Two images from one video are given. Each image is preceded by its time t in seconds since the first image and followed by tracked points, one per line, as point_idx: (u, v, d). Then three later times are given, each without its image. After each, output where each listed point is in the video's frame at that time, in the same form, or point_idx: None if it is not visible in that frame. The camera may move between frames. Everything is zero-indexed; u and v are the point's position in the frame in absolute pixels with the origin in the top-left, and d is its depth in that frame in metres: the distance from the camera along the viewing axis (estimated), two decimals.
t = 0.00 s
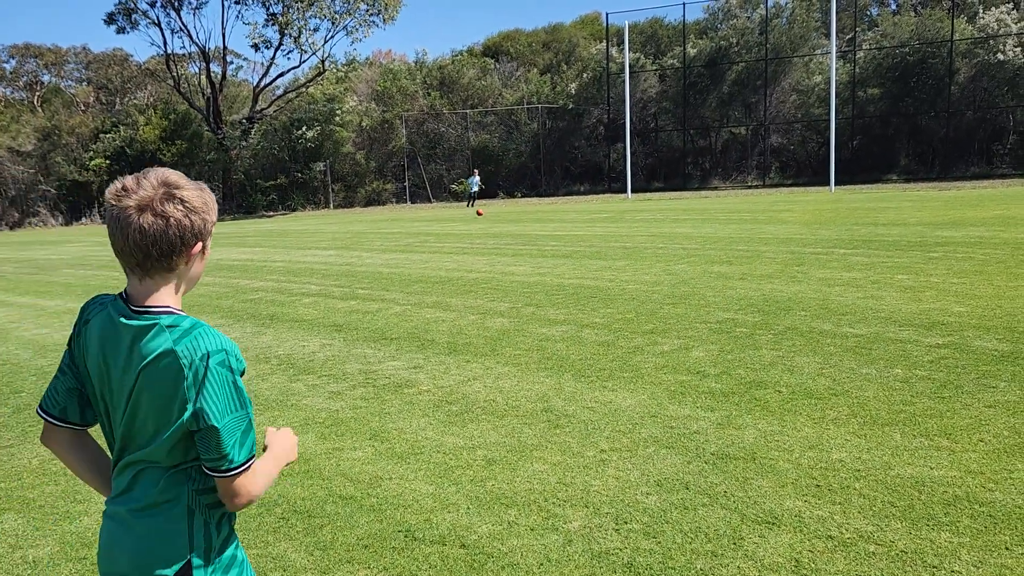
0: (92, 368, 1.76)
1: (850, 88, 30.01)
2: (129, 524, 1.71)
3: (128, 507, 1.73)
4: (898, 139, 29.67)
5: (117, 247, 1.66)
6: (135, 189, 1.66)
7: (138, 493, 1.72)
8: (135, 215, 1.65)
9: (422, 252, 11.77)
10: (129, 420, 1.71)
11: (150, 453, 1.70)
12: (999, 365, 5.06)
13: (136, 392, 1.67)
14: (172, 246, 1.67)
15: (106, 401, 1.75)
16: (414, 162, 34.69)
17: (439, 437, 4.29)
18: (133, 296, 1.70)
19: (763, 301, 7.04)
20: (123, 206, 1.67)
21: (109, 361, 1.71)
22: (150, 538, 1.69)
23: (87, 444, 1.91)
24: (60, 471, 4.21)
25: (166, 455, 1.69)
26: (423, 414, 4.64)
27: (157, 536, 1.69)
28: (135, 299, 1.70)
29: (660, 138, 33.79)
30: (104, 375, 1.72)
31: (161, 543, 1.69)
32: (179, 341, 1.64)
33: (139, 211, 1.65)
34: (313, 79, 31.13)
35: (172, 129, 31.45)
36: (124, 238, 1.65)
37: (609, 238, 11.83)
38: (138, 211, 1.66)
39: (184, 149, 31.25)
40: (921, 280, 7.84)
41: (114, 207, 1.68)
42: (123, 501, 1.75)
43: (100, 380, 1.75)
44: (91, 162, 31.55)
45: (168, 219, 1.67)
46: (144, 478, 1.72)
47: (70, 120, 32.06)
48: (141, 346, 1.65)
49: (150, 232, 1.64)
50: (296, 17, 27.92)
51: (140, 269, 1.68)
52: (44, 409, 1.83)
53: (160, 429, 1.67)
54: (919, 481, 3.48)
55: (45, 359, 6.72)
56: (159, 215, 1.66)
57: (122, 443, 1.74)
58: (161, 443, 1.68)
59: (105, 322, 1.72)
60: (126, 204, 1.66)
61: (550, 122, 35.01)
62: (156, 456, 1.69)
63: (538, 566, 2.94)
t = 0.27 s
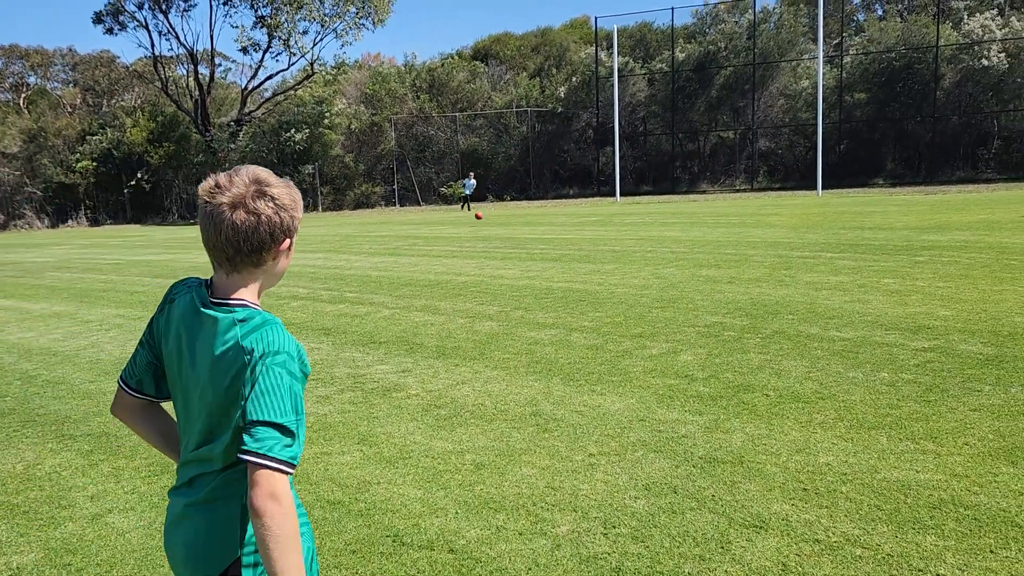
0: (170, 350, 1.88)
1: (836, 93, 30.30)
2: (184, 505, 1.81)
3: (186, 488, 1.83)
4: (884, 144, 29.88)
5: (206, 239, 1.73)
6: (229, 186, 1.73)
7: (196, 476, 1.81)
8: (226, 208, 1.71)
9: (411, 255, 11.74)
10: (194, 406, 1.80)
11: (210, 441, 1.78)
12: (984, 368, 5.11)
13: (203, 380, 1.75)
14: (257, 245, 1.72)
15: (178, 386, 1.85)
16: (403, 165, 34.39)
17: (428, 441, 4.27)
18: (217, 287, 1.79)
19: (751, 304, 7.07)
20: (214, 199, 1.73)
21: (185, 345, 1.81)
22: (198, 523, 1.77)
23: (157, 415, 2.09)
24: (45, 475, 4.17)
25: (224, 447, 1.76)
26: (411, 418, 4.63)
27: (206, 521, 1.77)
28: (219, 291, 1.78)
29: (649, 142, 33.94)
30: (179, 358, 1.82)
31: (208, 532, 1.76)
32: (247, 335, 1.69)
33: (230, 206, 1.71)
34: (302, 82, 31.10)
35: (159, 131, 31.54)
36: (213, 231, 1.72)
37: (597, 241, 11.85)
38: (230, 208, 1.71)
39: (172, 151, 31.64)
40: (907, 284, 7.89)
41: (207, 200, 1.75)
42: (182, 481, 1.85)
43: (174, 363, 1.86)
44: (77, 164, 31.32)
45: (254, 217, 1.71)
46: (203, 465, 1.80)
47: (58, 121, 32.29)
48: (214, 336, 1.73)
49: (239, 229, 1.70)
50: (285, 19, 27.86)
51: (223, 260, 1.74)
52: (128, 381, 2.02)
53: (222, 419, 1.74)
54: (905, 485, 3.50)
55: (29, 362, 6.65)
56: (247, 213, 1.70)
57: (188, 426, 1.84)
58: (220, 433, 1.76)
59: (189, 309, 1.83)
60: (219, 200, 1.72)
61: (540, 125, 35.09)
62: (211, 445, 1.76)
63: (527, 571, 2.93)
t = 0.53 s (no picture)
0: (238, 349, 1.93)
1: (815, 99, 30.68)
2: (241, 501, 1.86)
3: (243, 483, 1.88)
4: (862, 150, 30.24)
5: (285, 246, 1.81)
6: (310, 195, 1.79)
7: (253, 474, 1.86)
8: (306, 220, 1.78)
9: (393, 259, 11.69)
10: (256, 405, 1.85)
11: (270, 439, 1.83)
12: (959, 372, 5.17)
13: (266, 381, 1.80)
14: (332, 256, 1.78)
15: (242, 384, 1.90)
16: (385, 169, 34.88)
17: (408, 446, 4.25)
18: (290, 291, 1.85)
19: (731, 308, 7.11)
20: (294, 209, 1.79)
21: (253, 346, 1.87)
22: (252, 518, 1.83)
23: (222, 411, 2.12)
24: (20, 482, 4.10)
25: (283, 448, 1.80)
26: (392, 423, 4.60)
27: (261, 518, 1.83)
28: (291, 295, 1.84)
29: (630, 146, 34.06)
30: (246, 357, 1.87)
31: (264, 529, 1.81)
32: (308, 337, 1.74)
33: (311, 218, 1.77)
34: (283, 86, 30.98)
35: (139, 134, 31.15)
36: (292, 240, 1.78)
37: (580, 245, 11.87)
38: (311, 220, 1.77)
39: (151, 155, 31.05)
40: (884, 288, 7.98)
41: (289, 211, 1.82)
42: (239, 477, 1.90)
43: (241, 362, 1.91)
44: (54, 167, 30.83)
45: (332, 229, 1.77)
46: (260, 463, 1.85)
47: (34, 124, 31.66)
48: (280, 337, 1.78)
49: (319, 240, 1.76)
50: (267, 23, 27.68)
51: (300, 268, 1.81)
52: (198, 374, 2.06)
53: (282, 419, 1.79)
54: (883, 488, 3.53)
55: (3, 368, 6.54)
56: (325, 224, 1.76)
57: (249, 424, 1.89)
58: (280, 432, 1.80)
59: (263, 310, 1.89)
60: (301, 211, 1.78)
61: (522, 130, 35.15)
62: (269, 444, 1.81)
63: None
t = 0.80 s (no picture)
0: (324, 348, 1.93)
1: (788, 104, 31.12)
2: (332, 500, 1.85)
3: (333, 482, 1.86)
4: (834, 154, 30.69)
5: (366, 243, 1.82)
6: (388, 191, 1.80)
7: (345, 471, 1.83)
8: (386, 215, 1.78)
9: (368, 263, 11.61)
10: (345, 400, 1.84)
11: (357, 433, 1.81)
12: (927, 373, 5.25)
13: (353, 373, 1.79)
14: (411, 247, 1.79)
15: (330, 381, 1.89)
16: (360, 172, 34.33)
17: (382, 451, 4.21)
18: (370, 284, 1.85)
19: (705, 311, 7.15)
20: (375, 204, 1.80)
21: (337, 341, 1.86)
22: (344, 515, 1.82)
23: (316, 416, 2.07)
24: None
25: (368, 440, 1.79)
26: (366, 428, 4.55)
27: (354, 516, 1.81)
28: (372, 288, 1.83)
29: (606, 150, 34.27)
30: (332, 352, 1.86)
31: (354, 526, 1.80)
32: (391, 322, 1.74)
33: (390, 212, 1.78)
34: (257, 88, 30.67)
35: (109, 137, 30.46)
36: (372, 235, 1.79)
37: (555, 249, 11.88)
38: (392, 216, 1.77)
39: (122, 157, 30.46)
40: (856, 291, 8.08)
41: (368, 208, 1.82)
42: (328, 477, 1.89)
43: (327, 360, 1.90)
44: (22, 170, 30.21)
45: (412, 222, 1.78)
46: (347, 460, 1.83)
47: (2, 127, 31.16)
48: (361, 328, 1.78)
49: (400, 233, 1.77)
50: (240, 25, 27.41)
51: (382, 262, 1.81)
52: (290, 379, 2.04)
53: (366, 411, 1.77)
54: (853, 488, 3.56)
55: None
56: (406, 218, 1.77)
57: (338, 422, 1.88)
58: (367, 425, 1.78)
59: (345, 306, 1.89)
60: (380, 207, 1.79)
61: (497, 134, 35.24)
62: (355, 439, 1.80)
63: None
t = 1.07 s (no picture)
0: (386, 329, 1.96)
1: (756, 107, 31.55)
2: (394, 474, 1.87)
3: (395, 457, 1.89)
4: (802, 158, 31.20)
5: (432, 229, 1.87)
6: (453, 179, 1.86)
7: (406, 443, 1.87)
8: (453, 203, 1.83)
9: (339, 266, 11.52)
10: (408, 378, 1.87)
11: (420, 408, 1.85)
12: (892, 372, 5.35)
13: (417, 350, 1.83)
14: (477, 234, 1.84)
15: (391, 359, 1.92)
16: (331, 175, 33.96)
17: (353, 454, 4.17)
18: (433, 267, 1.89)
19: (676, 313, 7.21)
20: (441, 192, 1.85)
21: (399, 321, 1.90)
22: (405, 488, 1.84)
23: (375, 395, 2.09)
24: None
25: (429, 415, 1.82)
26: (336, 432, 4.51)
27: (418, 487, 1.84)
28: (435, 270, 1.87)
29: (578, 153, 34.44)
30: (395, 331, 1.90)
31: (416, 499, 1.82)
32: (453, 296, 1.78)
33: (457, 201, 1.83)
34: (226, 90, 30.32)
35: (75, 138, 29.66)
36: (438, 221, 1.84)
37: (528, 251, 11.90)
38: (460, 203, 1.82)
39: (88, 160, 29.80)
40: (823, 292, 8.22)
41: (434, 197, 1.87)
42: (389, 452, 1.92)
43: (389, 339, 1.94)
44: None
45: (478, 210, 1.83)
46: (409, 436, 1.86)
47: None
48: (424, 307, 1.83)
49: (467, 220, 1.82)
50: (209, 26, 27.09)
51: (446, 248, 1.86)
52: (351, 358, 2.07)
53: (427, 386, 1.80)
54: (820, 487, 3.61)
55: None
56: (472, 205, 1.82)
57: (397, 398, 1.91)
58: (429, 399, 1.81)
59: (407, 288, 1.93)
60: (445, 196, 1.84)
61: (469, 136, 35.42)
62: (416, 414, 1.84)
63: None
